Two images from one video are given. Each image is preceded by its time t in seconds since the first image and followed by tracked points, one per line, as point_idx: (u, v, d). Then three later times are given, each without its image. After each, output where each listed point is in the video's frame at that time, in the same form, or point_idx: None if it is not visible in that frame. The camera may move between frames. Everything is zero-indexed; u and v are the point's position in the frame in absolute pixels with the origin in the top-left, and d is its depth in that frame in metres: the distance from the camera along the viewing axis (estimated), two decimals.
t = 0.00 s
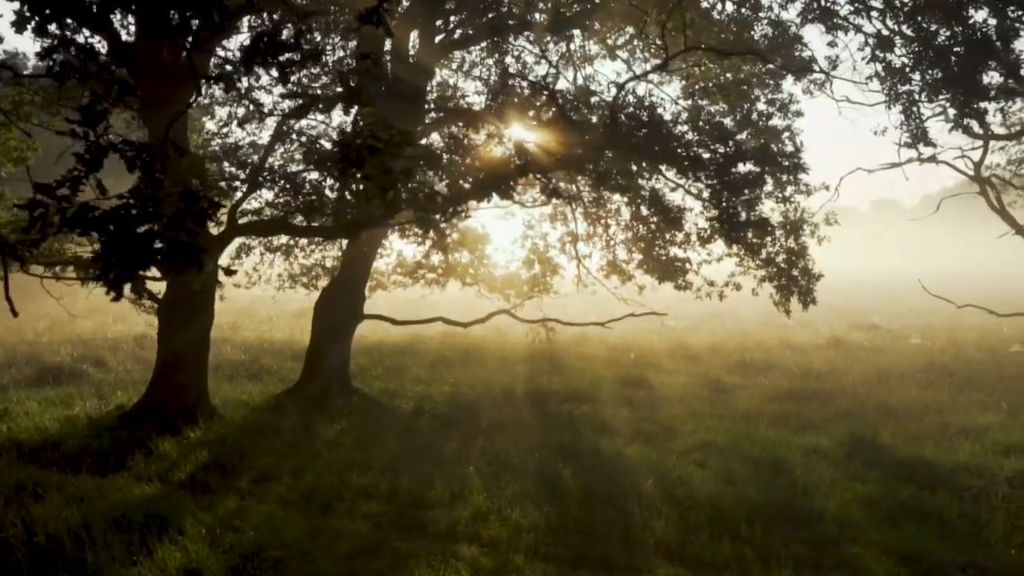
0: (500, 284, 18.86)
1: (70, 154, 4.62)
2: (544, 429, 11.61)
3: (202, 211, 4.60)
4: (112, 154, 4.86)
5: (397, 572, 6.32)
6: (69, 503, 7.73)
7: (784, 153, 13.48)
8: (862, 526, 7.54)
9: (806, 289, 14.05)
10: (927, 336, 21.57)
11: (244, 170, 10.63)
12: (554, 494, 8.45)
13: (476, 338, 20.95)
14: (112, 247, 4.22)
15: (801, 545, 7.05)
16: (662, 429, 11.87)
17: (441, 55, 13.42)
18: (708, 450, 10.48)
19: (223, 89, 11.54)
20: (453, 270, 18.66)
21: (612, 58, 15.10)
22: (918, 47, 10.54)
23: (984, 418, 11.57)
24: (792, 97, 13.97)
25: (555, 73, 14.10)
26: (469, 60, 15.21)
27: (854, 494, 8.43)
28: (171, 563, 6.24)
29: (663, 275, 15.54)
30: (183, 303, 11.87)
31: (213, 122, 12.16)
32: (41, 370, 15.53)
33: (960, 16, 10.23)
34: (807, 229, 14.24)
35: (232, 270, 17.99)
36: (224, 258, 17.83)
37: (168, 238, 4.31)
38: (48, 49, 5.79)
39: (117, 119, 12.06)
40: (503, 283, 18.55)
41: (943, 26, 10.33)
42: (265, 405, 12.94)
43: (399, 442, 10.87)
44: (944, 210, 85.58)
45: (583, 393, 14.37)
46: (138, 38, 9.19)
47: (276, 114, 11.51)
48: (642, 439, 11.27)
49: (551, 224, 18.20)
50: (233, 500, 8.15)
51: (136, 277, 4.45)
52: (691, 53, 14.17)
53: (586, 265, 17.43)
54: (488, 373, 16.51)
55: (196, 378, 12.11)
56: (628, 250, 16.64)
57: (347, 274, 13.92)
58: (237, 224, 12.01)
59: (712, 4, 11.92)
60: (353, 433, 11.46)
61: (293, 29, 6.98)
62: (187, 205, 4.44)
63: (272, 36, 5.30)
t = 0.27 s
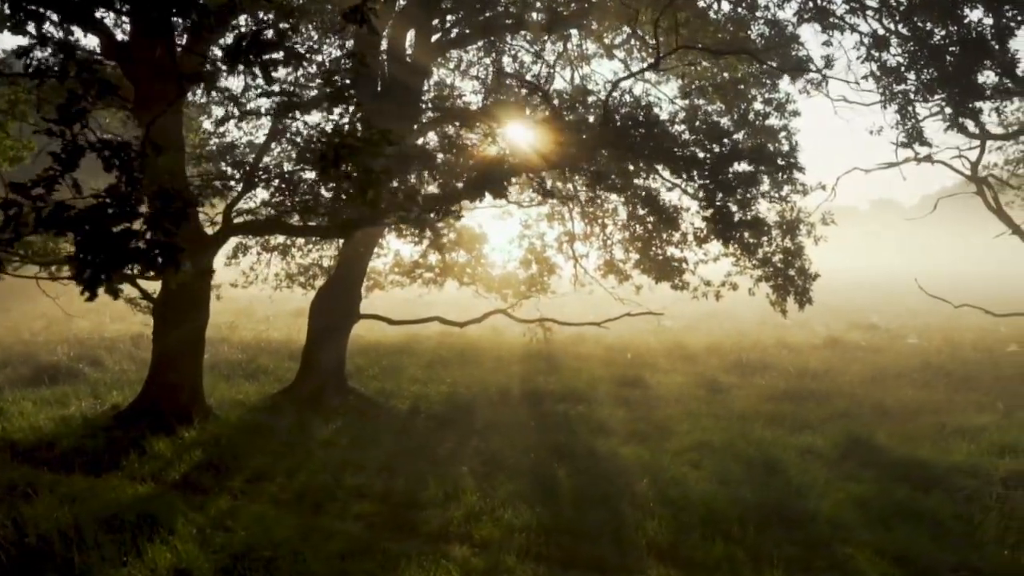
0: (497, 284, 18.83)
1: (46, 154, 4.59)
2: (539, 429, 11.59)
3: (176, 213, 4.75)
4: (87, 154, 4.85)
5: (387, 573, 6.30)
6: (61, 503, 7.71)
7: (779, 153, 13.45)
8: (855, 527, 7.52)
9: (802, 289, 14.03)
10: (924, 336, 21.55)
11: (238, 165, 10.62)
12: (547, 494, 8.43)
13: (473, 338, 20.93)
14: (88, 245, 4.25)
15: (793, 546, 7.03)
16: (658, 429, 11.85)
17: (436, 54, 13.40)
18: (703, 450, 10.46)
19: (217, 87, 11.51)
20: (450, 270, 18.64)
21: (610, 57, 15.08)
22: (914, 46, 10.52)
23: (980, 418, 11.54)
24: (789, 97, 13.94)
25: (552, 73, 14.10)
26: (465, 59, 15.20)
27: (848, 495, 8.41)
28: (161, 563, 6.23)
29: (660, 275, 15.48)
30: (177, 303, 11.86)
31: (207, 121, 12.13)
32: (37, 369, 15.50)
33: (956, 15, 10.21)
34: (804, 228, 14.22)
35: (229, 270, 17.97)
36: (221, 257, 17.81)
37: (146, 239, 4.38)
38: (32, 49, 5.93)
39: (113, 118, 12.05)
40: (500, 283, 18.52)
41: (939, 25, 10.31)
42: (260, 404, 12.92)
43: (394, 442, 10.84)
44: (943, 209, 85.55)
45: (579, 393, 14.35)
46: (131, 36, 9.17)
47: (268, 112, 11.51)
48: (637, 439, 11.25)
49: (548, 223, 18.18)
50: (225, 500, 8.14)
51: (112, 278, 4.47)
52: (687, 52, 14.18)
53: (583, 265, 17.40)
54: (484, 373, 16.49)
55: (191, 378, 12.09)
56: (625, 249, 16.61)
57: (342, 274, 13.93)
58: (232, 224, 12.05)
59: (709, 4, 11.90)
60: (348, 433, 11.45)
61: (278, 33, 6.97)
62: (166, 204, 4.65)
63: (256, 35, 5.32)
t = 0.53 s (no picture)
0: (494, 283, 18.81)
1: (23, 154, 4.69)
2: (535, 429, 11.57)
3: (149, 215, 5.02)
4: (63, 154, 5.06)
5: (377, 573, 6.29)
6: (53, 503, 7.70)
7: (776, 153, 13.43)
8: (849, 528, 7.50)
9: (798, 289, 14.01)
10: (923, 336, 21.55)
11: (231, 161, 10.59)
12: (541, 494, 8.41)
13: (471, 338, 20.92)
14: (65, 245, 4.38)
15: (786, 547, 7.01)
16: (653, 429, 11.83)
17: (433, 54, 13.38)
18: (698, 450, 10.44)
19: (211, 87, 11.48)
20: (447, 270, 18.62)
21: (607, 57, 15.05)
22: (909, 45, 10.48)
23: (976, 418, 11.52)
24: (786, 97, 13.90)
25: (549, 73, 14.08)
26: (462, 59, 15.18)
27: (842, 495, 8.38)
28: (150, 563, 6.23)
29: (657, 275, 15.44)
30: (171, 303, 11.84)
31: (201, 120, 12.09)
32: (33, 370, 15.47)
33: (951, 15, 10.18)
34: (800, 228, 14.20)
35: (226, 269, 17.95)
36: (218, 257, 17.79)
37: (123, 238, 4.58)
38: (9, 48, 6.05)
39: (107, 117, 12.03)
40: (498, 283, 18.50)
41: (934, 25, 10.28)
42: (256, 404, 12.90)
43: (389, 442, 10.83)
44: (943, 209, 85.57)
45: (575, 393, 14.33)
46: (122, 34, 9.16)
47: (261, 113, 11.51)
48: (632, 439, 11.24)
49: (545, 223, 18.16)
50: (217, 500, 8.13)
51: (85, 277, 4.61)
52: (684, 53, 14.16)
53: (581, 265, 17.37)
54: (481, 373, 16.48)
55: (185, 377, 12.07)
56: (622, 249, 16.59)
57: (338, 274, 13.93)
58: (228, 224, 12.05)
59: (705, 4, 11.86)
60: (343, 433, 11.43)
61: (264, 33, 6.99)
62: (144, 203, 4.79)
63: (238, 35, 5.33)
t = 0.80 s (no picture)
0: (492, 284, 18.80)
1: (4, 157, 5.87)
2: (531, 429, 11.56)
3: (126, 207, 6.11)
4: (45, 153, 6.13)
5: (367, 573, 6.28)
6: (46, 503, 7.69)
7: (773, 153, 13.40)
8: (842, 529, 7.48)
9: (795, 289, 14.01)
10: (921, 336, 21.57)
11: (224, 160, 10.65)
12: (535, 495, 8.39)
13: (469, 338, 20.92)
14: (41, 248, 5.70)
15: (779, 547, 6.99)
16: (649, 430, 11.81)
17: (427, 54, 13.39)
18: (694, 451, 10.42)
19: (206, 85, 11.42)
20: (445, 270, 18.64)
21: (605, 57, 15.02)
22: (905, 44, 10.43)
23: (973, 419, 11.50)
24: (784, 97, 13.85)
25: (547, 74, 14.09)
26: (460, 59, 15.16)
27: (837, 496, 8.36)
28: (141, 563, 6.20)
29: (654, 275, 15.38)
30: (167, 302, 11.81)
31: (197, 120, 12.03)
32: (29, 370, 15.46)
33: (947, 14, 10.14)
34: (797, 229, 14.15)
35: (224, 270, 17.92)
36: (216, 257, 17.78)
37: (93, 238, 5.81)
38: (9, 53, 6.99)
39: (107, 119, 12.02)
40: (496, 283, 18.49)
41: (931, 24, 10.23)
42: (253, 404, 12.89)
43: (384, 443, 10.80)
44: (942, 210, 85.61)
45: (572, 394, 14.32)
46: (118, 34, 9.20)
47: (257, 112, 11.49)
48: (628, 439, 11.22)
49: (543, 223, 18.15)
50: (211, 500, 8.12)
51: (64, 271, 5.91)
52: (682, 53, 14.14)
53: (579, 265, 17.35)
54: (478, 373, 16.47)
55: (182, 378, 12.04)
56: (620, 250, 16.57)
57: (334, 274, 13.92)
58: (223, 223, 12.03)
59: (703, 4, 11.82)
60: (339, 433, 11.42)
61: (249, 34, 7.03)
62: (116, 205, 6.01)
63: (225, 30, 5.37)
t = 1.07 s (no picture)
0: (490, 284, 18.79)
1: None
2: (527, 429, 11.55)
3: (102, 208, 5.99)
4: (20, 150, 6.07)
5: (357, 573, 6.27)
6: (38, 502, 7.69)
7: (770, 154, 13.37)
8: (835, 529, 7.46)
9: (791, 289, 14.00)
10: (919, 336, 21.58)
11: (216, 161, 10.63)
12: (528, 495, 8.38)
13: (467, 338, 20.92)
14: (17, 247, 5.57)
15: (771, 548, 6.98)
16: (645, 430, 11.80)
17: (424, 53, 13.38)
18: (690, 451, 10.41)
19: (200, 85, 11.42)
20: (443, 270, 18.64)
21: (602, 57, 15.01)
22: (900, 44, 10.40)
23: (969, 419, 11.49)
24: (781, 97, 13.83)
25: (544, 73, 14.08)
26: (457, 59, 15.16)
27: (832, 496, 8.34)
28: (131, 562, 6.20)
29: (652, 276, 15.34)
30: (162, 302, 11.81)
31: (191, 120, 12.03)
32: (26, 370, 15.47)
33: (942, 13, 10.11)
34: (794, 229, 14.14)
35: (221, 270, 17.92)
36: (213, 257, 17.77)
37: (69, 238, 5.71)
38: None
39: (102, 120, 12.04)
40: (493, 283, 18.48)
41: (926, 23, 10.21)
42: (248, 404, 12.89)
43: (379, 443, 10.79)
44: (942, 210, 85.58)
45: (568, 394, 14.32)
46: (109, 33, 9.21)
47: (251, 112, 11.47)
48: (624, 439, 11.21)
49: (541, 223, 18.14)
50: (204, 500, 8.12)
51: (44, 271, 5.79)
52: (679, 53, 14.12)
53: (576, 265, 17.33)
54: (475, 373, 16.47)
55: (177, 378, 12.04)
56: (617, 250, 16.56)
57: (330, 275, 13.90)
58: (218, 223, 12.01)
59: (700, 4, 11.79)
60: (334, 433, 11.41)
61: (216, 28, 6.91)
62: (90, 204, 5.93)
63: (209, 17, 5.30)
